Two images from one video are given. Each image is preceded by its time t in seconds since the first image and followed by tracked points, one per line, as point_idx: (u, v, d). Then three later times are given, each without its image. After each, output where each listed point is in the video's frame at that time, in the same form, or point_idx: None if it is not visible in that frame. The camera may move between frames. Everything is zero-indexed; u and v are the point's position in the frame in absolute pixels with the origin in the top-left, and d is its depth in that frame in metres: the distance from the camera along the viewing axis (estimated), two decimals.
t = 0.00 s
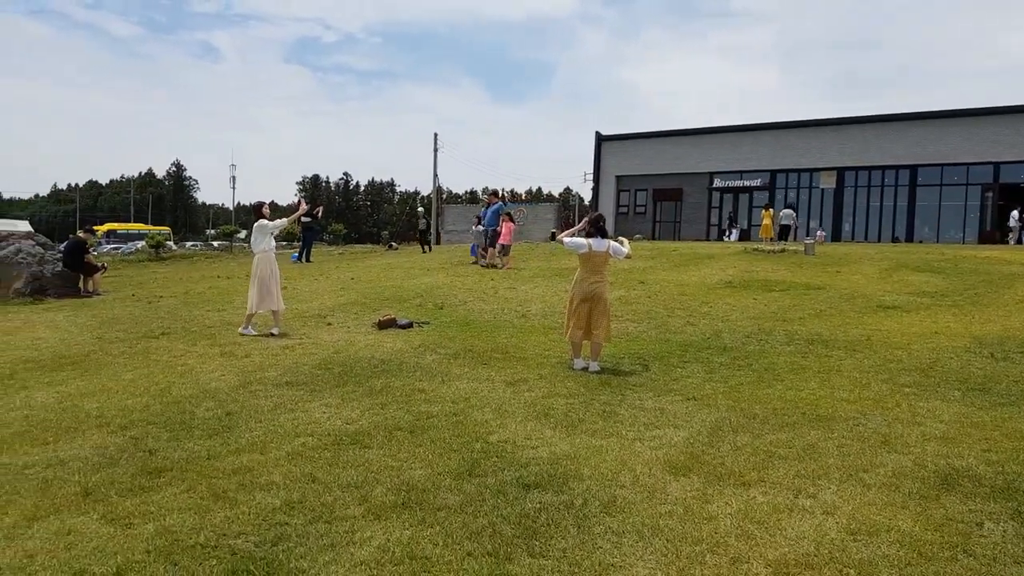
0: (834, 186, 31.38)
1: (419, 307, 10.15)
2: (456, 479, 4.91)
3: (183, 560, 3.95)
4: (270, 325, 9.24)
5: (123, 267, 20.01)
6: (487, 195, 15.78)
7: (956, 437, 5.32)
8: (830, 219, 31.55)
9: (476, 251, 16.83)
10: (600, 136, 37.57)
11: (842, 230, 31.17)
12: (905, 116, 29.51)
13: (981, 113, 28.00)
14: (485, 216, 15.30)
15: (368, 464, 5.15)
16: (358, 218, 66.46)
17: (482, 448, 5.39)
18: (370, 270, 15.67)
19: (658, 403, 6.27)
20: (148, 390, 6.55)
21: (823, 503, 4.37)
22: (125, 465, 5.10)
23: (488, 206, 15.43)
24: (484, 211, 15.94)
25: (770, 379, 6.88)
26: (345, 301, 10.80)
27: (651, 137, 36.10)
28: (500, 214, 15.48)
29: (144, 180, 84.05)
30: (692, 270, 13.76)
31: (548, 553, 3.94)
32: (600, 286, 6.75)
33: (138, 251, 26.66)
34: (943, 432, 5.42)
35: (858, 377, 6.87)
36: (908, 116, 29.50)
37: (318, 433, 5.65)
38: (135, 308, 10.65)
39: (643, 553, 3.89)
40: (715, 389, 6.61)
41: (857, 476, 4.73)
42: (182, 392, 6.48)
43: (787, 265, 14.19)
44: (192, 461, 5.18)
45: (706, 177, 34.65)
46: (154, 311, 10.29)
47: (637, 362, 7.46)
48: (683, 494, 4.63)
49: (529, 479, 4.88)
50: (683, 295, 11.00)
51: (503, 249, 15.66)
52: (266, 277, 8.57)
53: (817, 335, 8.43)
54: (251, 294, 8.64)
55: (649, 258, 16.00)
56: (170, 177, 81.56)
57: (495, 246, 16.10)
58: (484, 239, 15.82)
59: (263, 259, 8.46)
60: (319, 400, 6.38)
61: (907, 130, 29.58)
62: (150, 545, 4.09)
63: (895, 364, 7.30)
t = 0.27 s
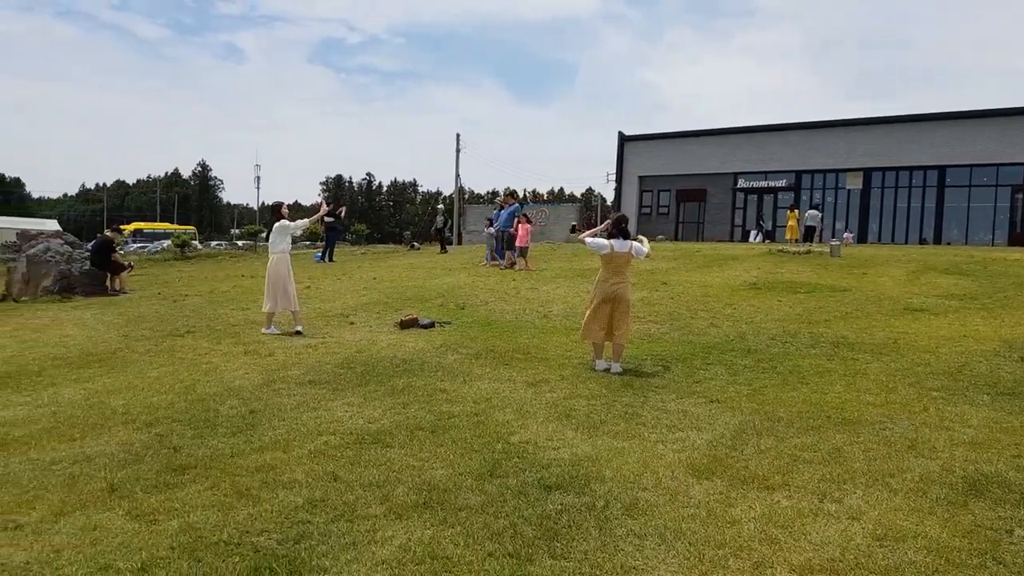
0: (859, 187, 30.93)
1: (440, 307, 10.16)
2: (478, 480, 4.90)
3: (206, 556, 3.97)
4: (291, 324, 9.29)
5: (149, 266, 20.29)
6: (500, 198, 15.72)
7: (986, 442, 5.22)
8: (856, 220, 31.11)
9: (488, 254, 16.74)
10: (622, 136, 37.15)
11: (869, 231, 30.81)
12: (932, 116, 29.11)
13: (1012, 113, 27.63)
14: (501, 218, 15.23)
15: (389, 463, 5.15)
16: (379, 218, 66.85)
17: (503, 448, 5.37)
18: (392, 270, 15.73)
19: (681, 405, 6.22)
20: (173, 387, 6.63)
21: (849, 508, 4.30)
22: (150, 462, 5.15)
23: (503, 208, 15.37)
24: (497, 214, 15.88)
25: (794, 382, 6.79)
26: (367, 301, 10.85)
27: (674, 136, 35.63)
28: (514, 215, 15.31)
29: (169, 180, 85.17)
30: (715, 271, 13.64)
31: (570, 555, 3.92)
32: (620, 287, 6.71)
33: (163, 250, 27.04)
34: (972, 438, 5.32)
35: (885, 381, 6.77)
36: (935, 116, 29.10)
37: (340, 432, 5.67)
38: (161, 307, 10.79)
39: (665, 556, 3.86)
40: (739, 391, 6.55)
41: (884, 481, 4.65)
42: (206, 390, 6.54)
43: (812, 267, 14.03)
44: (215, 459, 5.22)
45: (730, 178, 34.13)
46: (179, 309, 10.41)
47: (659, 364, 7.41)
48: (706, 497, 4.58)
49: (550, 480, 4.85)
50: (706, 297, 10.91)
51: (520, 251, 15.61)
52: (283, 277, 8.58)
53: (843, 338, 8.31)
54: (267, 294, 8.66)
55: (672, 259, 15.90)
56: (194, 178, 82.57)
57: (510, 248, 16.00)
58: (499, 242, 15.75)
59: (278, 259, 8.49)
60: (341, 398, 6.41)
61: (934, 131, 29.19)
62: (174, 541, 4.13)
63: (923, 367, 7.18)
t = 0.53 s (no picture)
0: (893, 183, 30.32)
1: (466, 308, 10.18)
2: (505, 480, 4.88)
3: (237, 555, 4.01)
4: (319, 325, 9.37)
5: (181, 268, 20.64)
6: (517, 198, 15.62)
7: None
8: (889, 217, 30.52)
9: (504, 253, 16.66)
10: (649, 135, 36.82)
11: (903, 227, 30.14)
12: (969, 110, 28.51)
13: None
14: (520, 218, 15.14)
15: (416, 463, 5.16)
16: (406, 220, 67.26)
17: (530, 449, 5.35)
18: (418, 271, 15.80)
19: (710, 406, 6.15)
20: (204, 388, 6.72)
21: (883, 510, 4.21)
22: (181, 461, 5.22)
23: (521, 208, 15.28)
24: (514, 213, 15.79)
25: (827, 382, 6.68)
26: (394, 302, 10.90)
27: (702, 134, 35.22)
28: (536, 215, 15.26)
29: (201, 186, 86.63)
30: (744, 270, 13.49)
31: (598, 557, 3.89)
32: (648, 287, 6.66)
33: (195, 253, 27.50)
34: (1012, 439, 5.17)
35: (920, 381, 6.62)
36: (972, 111, 28.50)
37: (367, 432, 5.70)
38: (192, 308, 10.96)
39: (695, 557, 3.81)
40: (769, 392, 6.45)
41: (920, 483, 4.54)
42: (236, 391, 6.62)
43: (843, 265, 13.80)
44: (245, 458, 5.28)
45: (759, 176, 33.63)
46: (210, 311, 10.57)
47: (688, 364, 7.34)
48: (736, 499, 4.52)
49: (578, 481, 4.83)
50: (734, 295, 10.79)
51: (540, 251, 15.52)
52: (305, 277, 8.63)
53: (876, 337, 8.15)
54: (291, 294, 8.71)
55: (700, 258, 15.75)
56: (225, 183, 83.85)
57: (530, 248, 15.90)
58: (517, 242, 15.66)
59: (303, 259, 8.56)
60: (368, 398, 6.45)
61: (970, 125, 28.59)
62: (206, 540, 4.18)
63: (960, 367, 7.01)
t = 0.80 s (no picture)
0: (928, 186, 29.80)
1: (496, 310, 10.17)
2: (534, 483, 4.86)
3: (268, 555, 4.04)
4: (349, 327, 9.43)
5: (215, 270, 20.94)
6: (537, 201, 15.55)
7: None
8: (926, 220, 30.10)
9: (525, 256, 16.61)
10: (680, 137, 36.42)
11: (941, 231, 29.83)
12: (1007, 111, 27.96)
13: None
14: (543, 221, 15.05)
15: (446, 465, 5.16)
16: (434, 223, 67.63)
17: (560, 452, 5.32)
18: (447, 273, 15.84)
19: (743, 410, 6.06)
20: (237, 388, 6.79)
21: (922, 518, 4.12)
22: (214, 461, 5.27)
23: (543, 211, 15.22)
24: (534, 216, 15.73)
25: (862, 387, 6.55)
26: (423, 304, 10.94)
27: (733, 136, 34.80)
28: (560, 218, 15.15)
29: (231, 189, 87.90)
30: (777, 273, 13.31)
31: (629, 562, 3.85)
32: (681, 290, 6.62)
33: (228, 255, 27.92)
34: None
35: (960, 387, 6.46)
36: (1010, 112, 27.94)
37: (397, 433, 5.71)
38: (225, 310, 11.10)
39: (728, 564, 3.76)
40: (803, 397, 6.34)
41: (960, 491, 4.43)
42: (268, 391, 6.68)
43: (879, 268, 13.54)
44: (277, 458, 5.32)
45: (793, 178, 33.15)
46: (243, 313, 10.70)
47: (719, 368, 7.25)
48: (770, 504, 4.45)
49: (609, 485, 4.78)
50: (767, 299, 10.65)
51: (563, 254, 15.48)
52: (335, 279, 8.68)
53: (913, 342, 7.98)
54: (320, 296, 8.74)
55: (731, 261, 15.58)
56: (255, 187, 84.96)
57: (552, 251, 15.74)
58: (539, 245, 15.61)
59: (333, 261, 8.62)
60: (399, 400, 6.47)
61: (1008, 126, 28.03)
62: (238, 539, 4.21)
63: (1001, 373, 6.83)
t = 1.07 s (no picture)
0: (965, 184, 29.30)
1: (524, 310, 10.15)
2: (563, 483, 4.83)
3: (299, 551, 4.06)
4: (378, 326, 9.47)
5: (246, 270, 21.20)
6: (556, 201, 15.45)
7: None
8: (962, 218, 29.57)
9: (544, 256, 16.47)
10: (710, 135, 35.97)
11: (977, 230, 29.19)
12: None
13: None
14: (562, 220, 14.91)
15: (474, 464, 5.15)
16: (463, 222, 67.91)
17: (590, 452, 5.29)
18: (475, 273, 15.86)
19: (775, 412, 5.98)
20: (267, 386, 6.85)
21: (960, 523, 4.03)
22: (246, 458, 5.32)
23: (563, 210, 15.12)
24: (554, 216, 15.58)
25: (897, 389, 6.42)
26: (452, 303, 10.95)
27: (764, 134, 34.32)
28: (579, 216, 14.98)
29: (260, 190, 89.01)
30: (809, 273, 13.12)
31: (659, 563, 3.81)
32: (711, 290, 6.54)
33: (259, 254, 28.28)
34: None
35: (998, 389, 6.30)
36: None
37: (426, 432, 5.72)
38: (257, 309, 11.22)
39: (760, 566, 3.70)
40: (836, 398, 6.24)
41: (998, 495, 4.32)
42: (298, 389, 6.73)
43: (914, 268, 13.28)
44: (307, 456, 5.36)
45: (825, 176, 32.61)
46: (274, 311, 10.80)
47: (750, 368, 7.17)
48: (802, 507, 4.38)
49: (638, 486, 4.74)
50: (799, 299, 10.51)
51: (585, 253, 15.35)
52: (363, 278, 8.73)
53: (950, 343, 7.81)
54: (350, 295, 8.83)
55: (762, 260, 15.39)
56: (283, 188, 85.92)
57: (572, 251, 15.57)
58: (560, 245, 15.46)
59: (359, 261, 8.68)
60: (427, 399, 6.48)
61: None
62: (268, 536, 4.24)
63: None
